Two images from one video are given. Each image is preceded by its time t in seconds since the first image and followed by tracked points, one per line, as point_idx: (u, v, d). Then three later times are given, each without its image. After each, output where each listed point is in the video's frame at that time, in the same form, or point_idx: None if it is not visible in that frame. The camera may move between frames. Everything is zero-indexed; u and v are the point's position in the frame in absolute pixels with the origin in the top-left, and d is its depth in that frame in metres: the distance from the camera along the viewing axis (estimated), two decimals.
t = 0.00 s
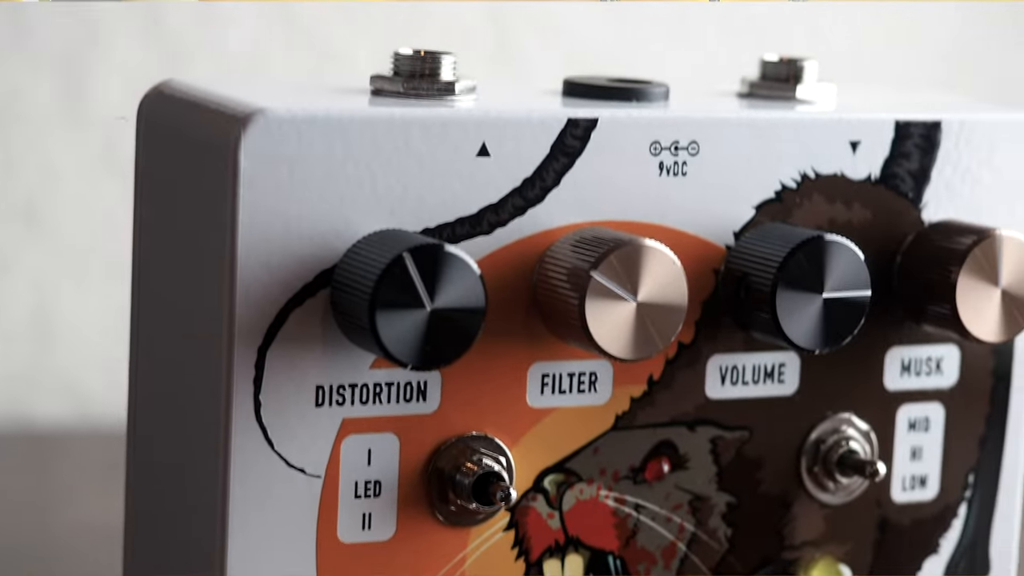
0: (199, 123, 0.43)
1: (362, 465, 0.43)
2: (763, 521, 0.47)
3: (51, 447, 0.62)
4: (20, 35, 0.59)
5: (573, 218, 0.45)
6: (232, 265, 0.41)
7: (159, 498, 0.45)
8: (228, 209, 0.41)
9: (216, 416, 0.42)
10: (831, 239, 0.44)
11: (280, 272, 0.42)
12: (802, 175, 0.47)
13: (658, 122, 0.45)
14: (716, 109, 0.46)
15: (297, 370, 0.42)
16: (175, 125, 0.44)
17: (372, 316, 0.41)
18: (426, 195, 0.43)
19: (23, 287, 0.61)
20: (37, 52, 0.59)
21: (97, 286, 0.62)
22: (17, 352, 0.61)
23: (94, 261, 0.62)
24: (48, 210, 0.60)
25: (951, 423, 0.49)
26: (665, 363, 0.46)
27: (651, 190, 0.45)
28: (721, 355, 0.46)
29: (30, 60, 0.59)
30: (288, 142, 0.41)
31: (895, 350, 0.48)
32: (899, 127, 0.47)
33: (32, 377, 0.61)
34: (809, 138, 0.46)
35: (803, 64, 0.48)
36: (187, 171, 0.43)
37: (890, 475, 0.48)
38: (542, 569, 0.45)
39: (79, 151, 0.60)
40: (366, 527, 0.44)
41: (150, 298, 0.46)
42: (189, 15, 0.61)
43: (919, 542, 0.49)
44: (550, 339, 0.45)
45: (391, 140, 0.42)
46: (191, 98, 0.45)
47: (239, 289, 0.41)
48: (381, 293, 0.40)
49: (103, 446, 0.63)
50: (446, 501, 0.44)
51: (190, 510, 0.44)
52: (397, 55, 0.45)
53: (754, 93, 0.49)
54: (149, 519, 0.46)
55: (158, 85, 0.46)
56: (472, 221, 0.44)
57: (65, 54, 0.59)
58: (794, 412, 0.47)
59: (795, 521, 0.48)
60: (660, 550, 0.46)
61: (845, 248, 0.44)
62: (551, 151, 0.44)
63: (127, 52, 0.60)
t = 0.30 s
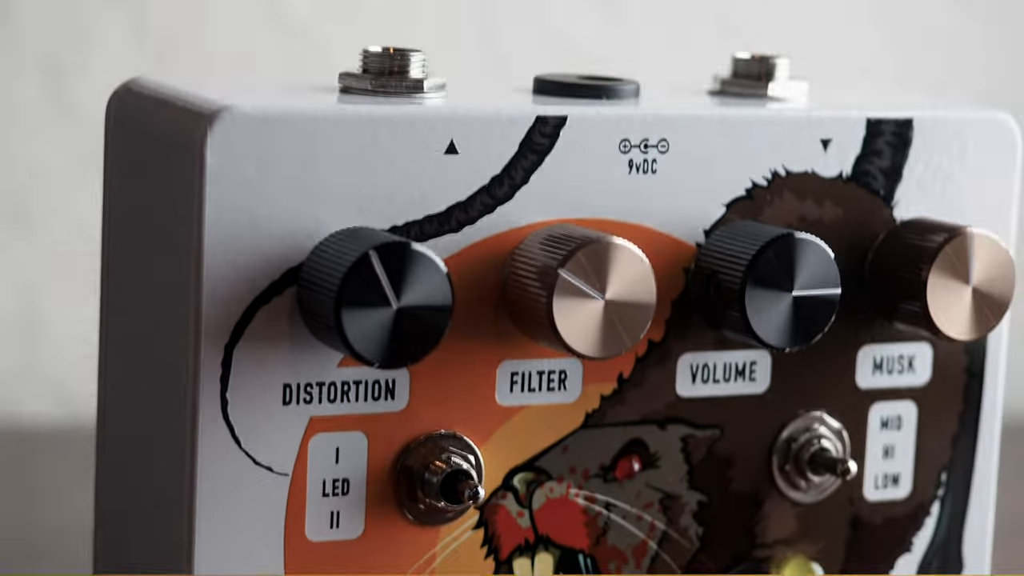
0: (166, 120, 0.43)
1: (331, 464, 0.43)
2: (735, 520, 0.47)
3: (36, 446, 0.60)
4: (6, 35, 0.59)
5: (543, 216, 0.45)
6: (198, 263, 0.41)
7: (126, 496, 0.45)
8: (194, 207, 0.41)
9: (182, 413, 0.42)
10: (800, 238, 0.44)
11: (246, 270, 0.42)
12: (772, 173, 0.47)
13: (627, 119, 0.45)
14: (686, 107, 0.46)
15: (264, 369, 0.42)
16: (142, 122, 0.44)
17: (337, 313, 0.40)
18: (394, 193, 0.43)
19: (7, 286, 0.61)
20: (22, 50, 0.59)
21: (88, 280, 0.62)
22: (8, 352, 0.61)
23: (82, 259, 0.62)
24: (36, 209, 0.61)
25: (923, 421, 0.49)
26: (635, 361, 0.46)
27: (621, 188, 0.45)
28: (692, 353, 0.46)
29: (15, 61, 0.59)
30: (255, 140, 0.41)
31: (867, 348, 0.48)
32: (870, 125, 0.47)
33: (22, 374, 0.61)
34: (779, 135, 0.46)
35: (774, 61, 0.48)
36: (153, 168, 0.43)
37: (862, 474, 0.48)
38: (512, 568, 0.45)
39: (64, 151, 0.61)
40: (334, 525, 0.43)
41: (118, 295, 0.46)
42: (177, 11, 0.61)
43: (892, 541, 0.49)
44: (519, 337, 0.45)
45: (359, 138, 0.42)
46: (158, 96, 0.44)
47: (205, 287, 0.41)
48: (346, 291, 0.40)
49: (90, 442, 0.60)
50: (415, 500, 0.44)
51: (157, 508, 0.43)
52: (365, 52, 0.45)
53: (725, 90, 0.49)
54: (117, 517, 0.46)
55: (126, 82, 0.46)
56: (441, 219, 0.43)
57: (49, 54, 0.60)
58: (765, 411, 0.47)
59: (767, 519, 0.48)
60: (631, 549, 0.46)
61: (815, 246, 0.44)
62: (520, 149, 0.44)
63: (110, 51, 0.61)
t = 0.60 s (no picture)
0: (135, 121, 0.43)
1: (300, 464, 0.43)
2: (708, 520, 0.47)
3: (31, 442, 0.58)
4: None
5: (513, 216, 0.45)
6: (166, 263, 0.41)
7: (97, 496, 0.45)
8: (162, 207, 0.41)
9: (152, 413, 0.42)
10: (770, 238, 0.44)
11: (215, 271, 0.41)
12: (746, 173, 0.46)
13: (599, 119, 0.45)
14: (658, 107, 0.46)
15: (233, 369, 0.42)
16: (112, 123, 0.44)
17: (305, 314, 0.40)
18: (364, 193, 0.43)
19: None
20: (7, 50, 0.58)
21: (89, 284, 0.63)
22: None
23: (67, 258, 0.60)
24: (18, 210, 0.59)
25: (898, 422, 0.49)
26: (607, 361, 0.46)
27: (593, 188, 0.45)
28: (665, 354, 0.46)
29: None
30: (224, 140, 0.41)
31: (841, 349, 0.48)
32: (844, 125, 0.47)
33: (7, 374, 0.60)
34: (752, 135, 0.46)
35: (748, 61, 0.48)
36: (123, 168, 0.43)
37: (836, 474, 0.48)
38: (484, 568, 0.45)
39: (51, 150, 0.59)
40: (304, 526, 0.43)
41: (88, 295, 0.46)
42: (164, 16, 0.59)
43: (866, 541, 0.49)
44: (490, 337, 0.45)
45: (328, 138, 0.42)
46: (128, 96, 0.44)
47: (174, 287, 0.41)
48: (314, 291, 0.40)
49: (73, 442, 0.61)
50: (385, 500, 0.44)
51: (127, 508, 0.43)
52: (337, 52, 0.45)
53: (700, 91, 0.49)
54: (88, 517, 0.46)
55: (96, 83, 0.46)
56: (411, 220, 0.43)
57: (38, 54, 0.58)
58: (739, 411, 0.47)
59: (741, 520, 0.48)
60: (603, 549, 0.46)
61: (786, 247, 0.44)
62: (490, 149, 0.44)
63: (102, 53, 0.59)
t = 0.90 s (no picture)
0: (106, 120, 0.43)
1: (271, 465, 0.43)
2: (682, 521, 0.47)
3: (14, 443, 0.58)
4: None
5: (485, 217, 0.45)
6: (136, 263, 0.41)
7: (70, 497, 0.45)
8: (132, 207, 0.41)
9: (122, 414, 0.42)
10: (743, 239, 0.44)
11: (185, 271, 0.41)
12: (719, 173, 0.46)
13: (571, 119, 0.45)
14: (632, 107, 0.46)
15: (203, 369, 0.42)
16: (83, 123, 0.44)
17: (274, 315, 0.40)
18: (335, 194, 0.43)
19: None
20: None
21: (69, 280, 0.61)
22: None
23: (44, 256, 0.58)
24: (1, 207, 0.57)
25: (873, 422, 0.49)
26: (581, 362, 0.46)
27: (565, 189, 0.45)
28: (638, 354, 0.46)
29: None
30: (192, 140, 0.41)
31: (816, 349, 0.48)
32: (818, 125, 0.47)
33: None
34: (725, 136, 0.46)
35: (723, 61, 0.48)
36: (94, 167, 0.43)
37: (811, 475, 0.48)
38: (456, 569, 0.45)
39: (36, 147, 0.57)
40: (275, 526, 0.43)
41: (62, 296, 0.46)
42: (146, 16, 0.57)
43: (841, 542, 0.49)
44: (462, 338, 0.45)
45: (298, 138, 0.42)
46: (100, 96, 0.44)
47: (143, 287, 0.41)
48: (283, 292, 0.40)
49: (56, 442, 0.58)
50: (357, 501, 0.44)
51: (99, 509, 0.43)
52: (309, 52, 0.45)
53: (675, 91, 0.48)
54: (61, 518, 0.46)
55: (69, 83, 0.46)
56: (382, 220, 0.43)
57: (20, 51, 0.56)
58: (713, 412, 0.47)
59: (715, 521, 0.47)
60: (577, 550, 0.46)
61: (759, 247, 0.44)
62: (462, 150, 0.44)
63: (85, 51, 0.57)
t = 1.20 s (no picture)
0: (78, 118, 0.43)
1: (243, 464, 0.43)
2: (658, 520, 0.47)
3: None
4: None
5: (459, 215, 0.44)
6: (106, 262, 0.41)
7: (43, 495, 0.45)
8: (102, 206, 0.41)
9: (94, 413, 0.42)
10: (716, 237, 0.44)
11: (155, 269, 0.41)
12: (694, 171, 0.46)
13: (545, 117, 0.45)
14: (607, 105, 0.46)
15: (174, 368, 0.42)
16: (55, 120, 0.44)
17: (244, 313, 0.40)
18: (307, 192, 0.43)
19: None
20: None
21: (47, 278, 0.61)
22: None
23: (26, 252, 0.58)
24: None
25: (849, 421, 0.49)
26: (555, 360, 0.45)
27: (539, 187, 0.45)
28: (613, 352, 0.46)
29: None
30: (163, 138, 0.41)
31: (792, 347, 0.48)
32: (794, 123, 0.47)
33: None
34: (700, 134, 0.46)
35: (700, 59, 0.48)
36: (66, 165, 0.43)
37: (787, 474, 0.48)
38: (430, 567, 0.45)
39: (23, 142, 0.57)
40: (247, 525, 0.43)
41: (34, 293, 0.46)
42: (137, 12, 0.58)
43: (818, 541, 0.49)
44: (436, 336, 0.44)
45: (270, 136, 0.42)
46: (71, 94, 0.44)
47: (114, 286, 0.41)
48: (253, 291, 0.40)
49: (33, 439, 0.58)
50: (330, 500, 0.44)
51: (71, 508, 0.43)
52: (282, 49, 0.45)
53: (651, 88, 0.48)
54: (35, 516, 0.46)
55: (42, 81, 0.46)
56: (354, 218, 0.43)
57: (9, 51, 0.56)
58: (688, 411, 0.47)
59: (690, 520, 0.47)
60: (551, 549, 0.46)
61: (733, 246, 0.44)
62: (435, 147, 0.44)
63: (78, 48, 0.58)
